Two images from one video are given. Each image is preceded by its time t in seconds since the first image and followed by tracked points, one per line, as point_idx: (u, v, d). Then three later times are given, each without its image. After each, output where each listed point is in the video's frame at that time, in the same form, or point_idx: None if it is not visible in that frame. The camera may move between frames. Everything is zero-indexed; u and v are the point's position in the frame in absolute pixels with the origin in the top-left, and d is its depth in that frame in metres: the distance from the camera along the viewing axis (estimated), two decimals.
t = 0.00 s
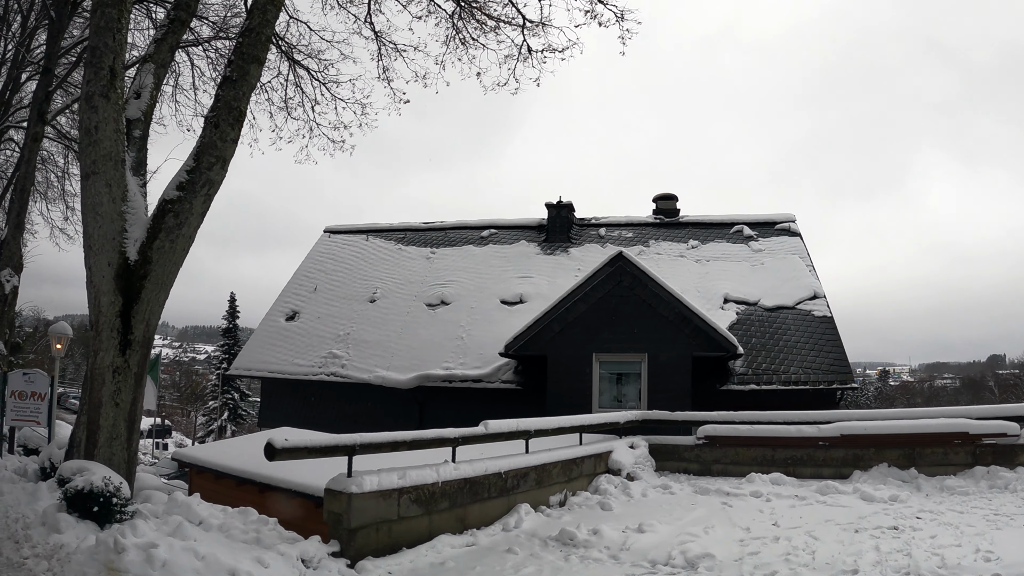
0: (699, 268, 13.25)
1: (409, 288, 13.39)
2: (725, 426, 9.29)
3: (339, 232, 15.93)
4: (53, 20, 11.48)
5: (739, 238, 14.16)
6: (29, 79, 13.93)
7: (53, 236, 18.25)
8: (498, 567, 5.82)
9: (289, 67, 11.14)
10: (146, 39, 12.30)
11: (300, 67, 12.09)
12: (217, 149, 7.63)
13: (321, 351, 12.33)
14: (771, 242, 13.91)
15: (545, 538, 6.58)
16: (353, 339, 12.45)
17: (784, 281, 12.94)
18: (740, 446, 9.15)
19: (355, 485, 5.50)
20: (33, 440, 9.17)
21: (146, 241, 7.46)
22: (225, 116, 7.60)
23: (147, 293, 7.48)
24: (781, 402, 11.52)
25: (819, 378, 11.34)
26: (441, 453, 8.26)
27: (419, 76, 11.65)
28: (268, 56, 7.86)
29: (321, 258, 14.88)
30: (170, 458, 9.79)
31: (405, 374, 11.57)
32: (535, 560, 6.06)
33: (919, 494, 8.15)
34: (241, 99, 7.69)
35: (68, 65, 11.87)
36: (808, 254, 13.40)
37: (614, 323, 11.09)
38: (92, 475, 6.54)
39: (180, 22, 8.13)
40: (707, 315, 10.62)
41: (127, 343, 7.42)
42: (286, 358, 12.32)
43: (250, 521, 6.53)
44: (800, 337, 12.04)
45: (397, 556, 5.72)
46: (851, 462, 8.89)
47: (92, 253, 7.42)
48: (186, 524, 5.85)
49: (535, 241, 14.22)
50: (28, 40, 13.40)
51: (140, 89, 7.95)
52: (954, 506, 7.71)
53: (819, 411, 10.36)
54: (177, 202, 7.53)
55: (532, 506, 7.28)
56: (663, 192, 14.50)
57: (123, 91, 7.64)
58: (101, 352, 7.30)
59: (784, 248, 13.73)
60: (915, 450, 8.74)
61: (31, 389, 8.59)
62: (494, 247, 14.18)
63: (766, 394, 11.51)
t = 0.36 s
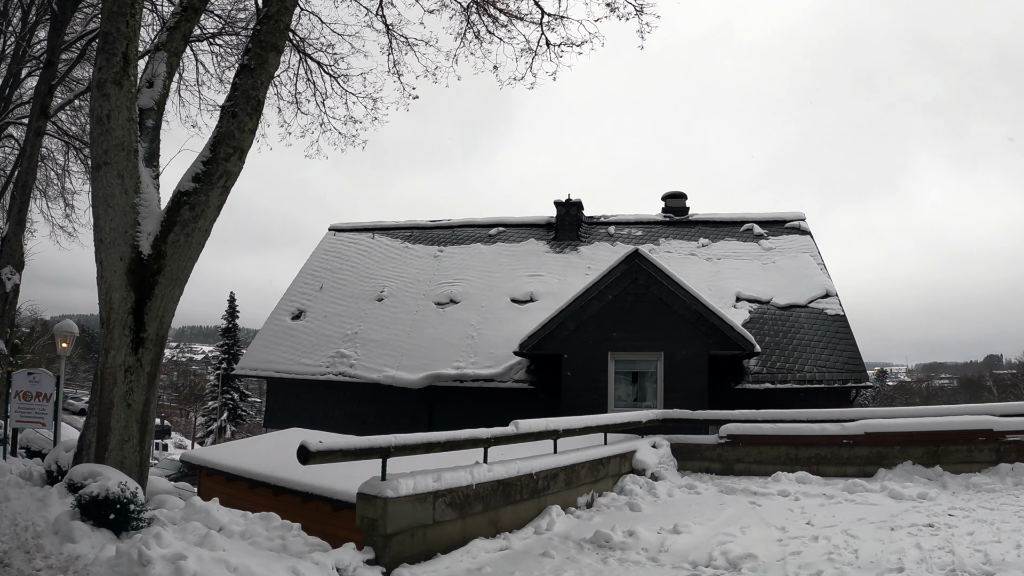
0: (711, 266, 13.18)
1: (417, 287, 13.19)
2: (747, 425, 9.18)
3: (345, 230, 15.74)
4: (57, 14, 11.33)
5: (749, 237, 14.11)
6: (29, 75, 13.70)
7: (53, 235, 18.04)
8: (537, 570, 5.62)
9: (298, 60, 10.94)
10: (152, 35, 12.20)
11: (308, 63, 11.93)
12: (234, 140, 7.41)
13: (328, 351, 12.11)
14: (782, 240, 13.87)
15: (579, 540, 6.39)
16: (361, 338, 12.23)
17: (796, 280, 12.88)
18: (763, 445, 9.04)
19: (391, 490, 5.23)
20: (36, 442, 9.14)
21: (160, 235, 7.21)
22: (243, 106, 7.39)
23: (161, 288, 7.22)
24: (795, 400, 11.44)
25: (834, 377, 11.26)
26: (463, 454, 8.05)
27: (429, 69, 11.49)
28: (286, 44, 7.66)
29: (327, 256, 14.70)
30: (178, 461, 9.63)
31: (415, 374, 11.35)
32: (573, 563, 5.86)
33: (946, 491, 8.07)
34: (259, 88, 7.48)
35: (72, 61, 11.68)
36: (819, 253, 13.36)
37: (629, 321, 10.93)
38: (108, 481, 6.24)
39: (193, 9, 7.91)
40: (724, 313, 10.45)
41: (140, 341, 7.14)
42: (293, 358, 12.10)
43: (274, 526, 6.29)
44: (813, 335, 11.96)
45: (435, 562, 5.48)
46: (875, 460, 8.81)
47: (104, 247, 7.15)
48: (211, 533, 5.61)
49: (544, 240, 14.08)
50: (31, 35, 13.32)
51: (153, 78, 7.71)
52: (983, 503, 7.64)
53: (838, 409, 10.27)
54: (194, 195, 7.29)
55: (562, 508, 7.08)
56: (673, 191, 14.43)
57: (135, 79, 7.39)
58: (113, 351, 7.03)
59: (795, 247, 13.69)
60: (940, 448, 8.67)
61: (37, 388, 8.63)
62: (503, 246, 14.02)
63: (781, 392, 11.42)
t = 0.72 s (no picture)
0: (722, 265, 13.06)
1: (424, 287, 12.95)
2: (772, 426, 9.01)
3: (350, 229, 15.52)
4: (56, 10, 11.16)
5: (760, 235, 14.02)
6: (27, 73, 13.43)
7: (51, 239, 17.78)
8: None
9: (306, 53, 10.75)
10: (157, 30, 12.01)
11: (317, 58, 11.72)
12: (250, 132, 7.15)
13: (335, 352, 11.85)
14: (793, 239, 13.78)
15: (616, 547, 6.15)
16: (368, 339, 11.96)
17: (809, 278, 12.77)
18: (787, 446, 8.88)
19: (429, 500, 4.93)
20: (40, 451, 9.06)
21: (172, 231, 6.90)
22: (259, 95, 7.15)
23: (173, 287, 6.91)
24: (811, 400, 11.29)
25: (849, 376, 11.11)
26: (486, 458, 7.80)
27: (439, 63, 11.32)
28: (303, 32, 7.44)
29: (332, 255, 14.46)
30: (185, 466, 9.55)
31: (425, 376, 11.08)
32: (614, 572, 5.62)
33: (977, 490, 7.92)
34: (276, 77, 7.25)
35: (73, 57, 11.44)
36: (830, 252, 13.27)
37: (645, 320, 10.74)
38: (123, 494, 5.85)
39: None
40: (741, 312, 10.25)
41: (151, 343, 6.82)
42: (299, 360, 11.83)
43: (298, 538, 6.01)
44: (827, 333, 11.82)
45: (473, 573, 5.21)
46: (901, 460, 8.65)
47: (113, 244, 6.84)
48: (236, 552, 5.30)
49: (552, 239, 13.89)
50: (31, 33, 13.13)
51: (163, 67, 7.43)
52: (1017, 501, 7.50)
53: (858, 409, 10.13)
54: (208, 190, 7.00)
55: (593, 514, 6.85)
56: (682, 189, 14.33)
57: (145, 67, 7.10)
58: (123, 354, 6.70)
59: (807, 245, 13.60)
60: (967, 446, 8.53)
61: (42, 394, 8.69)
62: (511, 245, 13.80)
63: (796, 392, 11.27)
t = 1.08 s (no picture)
0: (735, 262, 12.98)
1: (434, 284, 12.77)
2: (795, 424, 8.89)
3: (358, 226, 15.36)
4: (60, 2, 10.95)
5: (771, 232, 13.96)
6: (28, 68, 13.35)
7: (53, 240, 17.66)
8: None
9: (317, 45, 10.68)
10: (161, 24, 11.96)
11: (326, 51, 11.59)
12: (270, 119, 7.01)
13: (345, 351, 11.64)
14: (805, 236, 13.73)
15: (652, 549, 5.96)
16: (378, 337, 11.75)
17: (822, 275, 12.68)
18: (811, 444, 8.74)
19: (472, 504, 4.71)
20: (42, 448, 9.14)
21: (188, 223, 6.66)
22: (279, 82, 7.02)
23: (189, 281, 6.66)
24: (827, 398, 11.16)
25: (864, 373, 10.99)
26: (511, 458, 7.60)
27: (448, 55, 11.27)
28: (323, 18, 7.32)
29: (340, 252, 14.29)
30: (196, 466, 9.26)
31: (436, 374, 10.87)
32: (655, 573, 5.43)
33: (1006, 486, 7.80)
34: (296, 64, 7.14)
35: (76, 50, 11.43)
36: (843, 248, 13.22)
37: (662, 317, 10.58)
38: (143, 502, 5.56)
39: None
40: (760, 309, 10.07)
41: (165, 339, 6.57)
42: (308, 359, 11.61)
43: (325, 544, 5.79)
44: (841, 331, 11.71)
45: None
46: (926, 457, 8.53)
47: (126, 236, 6.60)
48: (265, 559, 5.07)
49: (563, 236, 13.73)
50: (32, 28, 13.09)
51: (178, 53, 7.24)
52: None
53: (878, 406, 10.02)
54: (226, 180, 6.79)
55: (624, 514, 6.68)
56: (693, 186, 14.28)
57: (160, 52, 6.86)
58: (137, 352, 6.45)
59: (819, 242, 13.55)
60: (992, 443, 8.40)
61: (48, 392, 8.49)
62: (521, 242, 13.64)
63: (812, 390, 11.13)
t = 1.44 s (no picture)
0: (756, 258, 12.87)
1: (452, 282, 12.62)
2: (827, 423, 8.77)
3: (373, 222, 15.22)
4: None
5: (792, 229, 13.84)
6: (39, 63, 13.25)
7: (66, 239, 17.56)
8: None
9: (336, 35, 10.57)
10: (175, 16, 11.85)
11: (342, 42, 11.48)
12: (300, 109, 6.87)
13: (363, 348, 11.51)
14: (827, 233, 13.61)
15: (697, 553, 5.82)
16: (396, 335, 11.62)
17: (846, 273, 12.56)
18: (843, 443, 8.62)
19: (526, 511, 4.57)
20: (57, 448, 8.99)
21: (214, 216, 6.49)
22: (308, 70, 6.90)
23: (214, 275, 6.51)
24: (854, 397, 11.04)
25: (892, 371, 10.87)
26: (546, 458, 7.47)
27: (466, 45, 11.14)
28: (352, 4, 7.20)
29: (356, 249, 14.15)
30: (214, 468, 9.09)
31: (456, 372, 10.74)
32: None
33: None
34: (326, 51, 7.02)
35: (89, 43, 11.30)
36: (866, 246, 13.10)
37: (688, 314, 10.45)
38: (172, 510, 5.37)
39: None
40: (788, 306, 9.93)
41: (190, 336, 6.43)
42: (326, 357, 11.49)
43: (363, 551, 5.65)
44: (867, 328, 11.59)
45: None
46: (961, 456, 8.40)
47: (150, 230, 6.44)
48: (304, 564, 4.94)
49: (582, 232, 13.59)
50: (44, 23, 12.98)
51: (202, 40, 7.10)
52: None
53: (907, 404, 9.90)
54: (253, 171, 6.62)
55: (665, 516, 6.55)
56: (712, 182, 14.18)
57: (184, 37, 6.73)
58: (160, 349, 6.29)
59: (841, 239, 13.44)
60: None
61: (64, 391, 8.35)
62: (539, 238, 13.51)
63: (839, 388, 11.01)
